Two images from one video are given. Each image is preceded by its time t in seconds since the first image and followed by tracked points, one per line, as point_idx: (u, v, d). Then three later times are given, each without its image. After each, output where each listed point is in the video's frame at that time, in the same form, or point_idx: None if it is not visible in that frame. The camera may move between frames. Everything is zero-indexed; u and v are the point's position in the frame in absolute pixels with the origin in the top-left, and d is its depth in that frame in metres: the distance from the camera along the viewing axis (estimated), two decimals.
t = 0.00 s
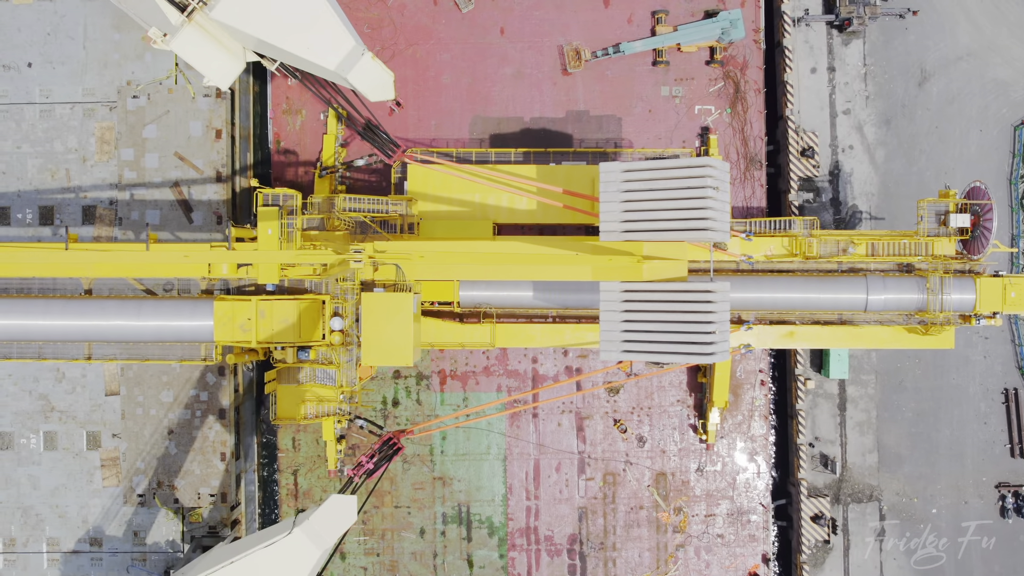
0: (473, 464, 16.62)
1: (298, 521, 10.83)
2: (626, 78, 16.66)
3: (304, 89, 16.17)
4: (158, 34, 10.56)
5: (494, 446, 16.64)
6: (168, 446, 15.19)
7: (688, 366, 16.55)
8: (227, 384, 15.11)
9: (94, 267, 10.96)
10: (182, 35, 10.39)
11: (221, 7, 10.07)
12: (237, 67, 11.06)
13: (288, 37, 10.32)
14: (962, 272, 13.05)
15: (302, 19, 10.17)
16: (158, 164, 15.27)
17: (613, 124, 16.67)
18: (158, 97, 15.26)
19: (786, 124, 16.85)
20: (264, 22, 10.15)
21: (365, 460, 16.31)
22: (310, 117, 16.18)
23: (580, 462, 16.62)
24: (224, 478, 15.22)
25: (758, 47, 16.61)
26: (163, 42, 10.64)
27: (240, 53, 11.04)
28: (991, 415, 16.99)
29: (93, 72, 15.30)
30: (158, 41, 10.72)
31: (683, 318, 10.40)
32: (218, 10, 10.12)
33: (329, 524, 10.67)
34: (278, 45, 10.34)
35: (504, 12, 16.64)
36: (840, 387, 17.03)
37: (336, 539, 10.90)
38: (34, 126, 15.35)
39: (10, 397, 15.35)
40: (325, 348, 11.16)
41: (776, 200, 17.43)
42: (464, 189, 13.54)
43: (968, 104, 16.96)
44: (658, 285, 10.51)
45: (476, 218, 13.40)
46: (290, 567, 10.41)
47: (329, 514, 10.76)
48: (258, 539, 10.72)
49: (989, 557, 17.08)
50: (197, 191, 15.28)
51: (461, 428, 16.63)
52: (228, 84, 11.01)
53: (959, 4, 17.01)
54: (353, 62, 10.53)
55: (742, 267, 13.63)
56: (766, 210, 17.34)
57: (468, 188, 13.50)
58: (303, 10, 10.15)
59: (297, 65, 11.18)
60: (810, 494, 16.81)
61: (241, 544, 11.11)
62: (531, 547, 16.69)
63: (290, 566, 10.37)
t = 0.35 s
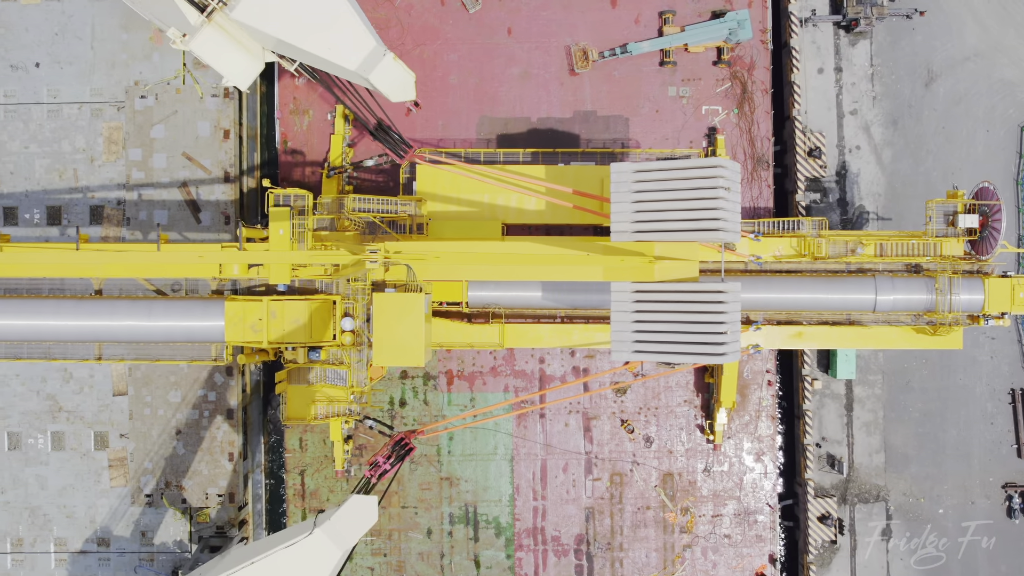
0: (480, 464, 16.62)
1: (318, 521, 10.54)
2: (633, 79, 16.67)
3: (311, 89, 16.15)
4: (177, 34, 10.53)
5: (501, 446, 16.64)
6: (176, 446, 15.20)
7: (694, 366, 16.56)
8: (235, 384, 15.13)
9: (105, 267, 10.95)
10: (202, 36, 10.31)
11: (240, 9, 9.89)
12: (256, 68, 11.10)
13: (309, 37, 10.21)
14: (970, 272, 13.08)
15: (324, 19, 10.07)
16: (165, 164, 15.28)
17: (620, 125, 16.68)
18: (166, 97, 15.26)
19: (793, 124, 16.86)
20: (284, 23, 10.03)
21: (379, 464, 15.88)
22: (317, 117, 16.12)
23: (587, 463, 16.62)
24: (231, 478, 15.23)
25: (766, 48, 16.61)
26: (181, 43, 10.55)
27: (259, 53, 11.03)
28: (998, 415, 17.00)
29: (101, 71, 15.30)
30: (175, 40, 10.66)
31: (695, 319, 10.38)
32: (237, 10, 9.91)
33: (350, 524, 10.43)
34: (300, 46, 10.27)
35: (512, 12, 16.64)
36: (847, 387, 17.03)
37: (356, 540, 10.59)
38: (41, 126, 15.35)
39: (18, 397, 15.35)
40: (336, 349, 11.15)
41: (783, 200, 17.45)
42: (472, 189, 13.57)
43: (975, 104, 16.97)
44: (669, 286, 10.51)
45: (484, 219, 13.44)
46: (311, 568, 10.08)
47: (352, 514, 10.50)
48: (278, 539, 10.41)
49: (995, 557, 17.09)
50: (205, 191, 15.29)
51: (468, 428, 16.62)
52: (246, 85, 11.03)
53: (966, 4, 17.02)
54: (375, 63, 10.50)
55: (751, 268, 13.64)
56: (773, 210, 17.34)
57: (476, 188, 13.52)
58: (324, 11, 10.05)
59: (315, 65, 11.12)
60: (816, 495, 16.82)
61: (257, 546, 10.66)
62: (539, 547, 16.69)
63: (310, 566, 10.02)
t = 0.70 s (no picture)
0: (487, 464, 16.62)
1: (338, 521, 10.40)
2: (640, 79, 16.68)
3: (318, 89, 16.10)
4: (197, 35, 10.53)
5: (508, 447, 16.65)
6: (185, 446, 15.20)
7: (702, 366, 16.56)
8: (243, 384, 15.16)
9: (116, 267, 10.95)
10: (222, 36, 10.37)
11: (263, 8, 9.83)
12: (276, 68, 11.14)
13: (330, 37, 10.19)
14: (979, 273, 13.06)
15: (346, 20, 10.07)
16: (174, 164, 15.28)
17: (627, 125, 16.69)
18: (175, 97, 15.27)
19: (801, 125, 16.86)
20: (307, 23, 10.02)
21: (398, 461, 16.24)
22: (324, 117, 16.07)
23: (594, 463, 16.63)
24: (239, 478, 15.26)
25: (773, 48, 16.63)
26: (201, 43, 10.58)
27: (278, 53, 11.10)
28: (1005, 415, 17.00)
29: (109, 71, 15.30)
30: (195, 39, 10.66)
31: (707, 318, 10.40)
32: (259, 11, 9.85)
33: (371, 524, 10.33)
34: (322, 46, 10.28)
35: (519, 12, 16.65)
36: (854, 387, 17.02)
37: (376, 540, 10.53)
38: (49, 126, 15.34)
39: (26, 397, 15.34)
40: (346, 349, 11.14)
41: (790, 201, 17.46)
42: (482, 190, 13.57)
43: (982, 105, 16.97)
44: (680, 286, 10.50)
45: (493, 219, 13.41)
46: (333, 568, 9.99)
47: (371, 515, 10.38)
48: (297, 540, 10.22)
49: (1001, 557, 17.10)
50: (213, 191, 15.30)
51: (475, 428, 16.61)
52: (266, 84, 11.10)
53: (972, 5, 17.03)
54: (398, 63, 10.59)
55: (759, 268, 13.68)
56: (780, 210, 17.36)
57: (486, 188, 13.52)
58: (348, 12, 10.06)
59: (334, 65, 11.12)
60: (823, 495, 16.83)
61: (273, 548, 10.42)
62: (546, 547, 16.69)
63: (331, 567, 9.93)
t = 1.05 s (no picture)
0: (495, 464, 16.61)
1: (359, 522, 10.30)
2: (648, 80, 16.68)
3: (326, 89, 16.11)
4: (217, 35, 10.47)
5: (516, 447, 16.65)
6: (193, 446, 15.20)
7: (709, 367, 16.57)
8: (252, 384, 15.16)
9: (128, 268, 10.95)
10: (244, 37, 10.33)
11: (284, 8, 9.95)
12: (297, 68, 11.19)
13: (352, 38, 10.20)
14: (988, 273, 13.07)
15: (368, 21, 10.07)
16: (182, 164, 15.28)
17: (634, 126, 16.68)
18: (183, 97, 15.26)
19: (808, 125, 16.87)
20: (328, 23, 10.10)
21: (415, 461, 14.73)
22: (332, 117, 16.08)
23: (602, 463, 16.63)
24: (248, 478, 15.26)
25: (781, 48, 16.62)
26: (222, 43, 10.54)
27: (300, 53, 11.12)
28: (1012, 416, 17.00)
29: (117, 71, 15.29)
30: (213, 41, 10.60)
31: (720, 320, 10.38)
32: (279, 10, 9.97)
33: (394, 524, 10.23)
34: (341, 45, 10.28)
35: (526, 13, 16.65)
36: (861, 387, 17.03)
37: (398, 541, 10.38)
38: (57, 126, 15.34)
39: (34, 397, 15.33)
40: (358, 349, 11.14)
41: (797, 201, 17.49)
42: (491, 189, 13.54)
43: (989, 105, 16.98)
44: (692, 287, 10.49)
45: (503, 219, 13.40)
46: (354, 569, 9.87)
47: (394, 514, 10.30)
48: (317, 540, 10.11)
49: (1008, 557, 17.11)
50: (222, 191, 15.30)
51: (483, 429, 16.59)
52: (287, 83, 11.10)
53: (980, 5, 17.03)
54: (419, 65, 10.47)
55: (767, 268, 13.71)
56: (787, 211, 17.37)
57: (495, 188, 13.49)
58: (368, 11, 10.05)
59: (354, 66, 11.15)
60: (831, 495, 16.83)
61: (295, 549, 10.25)
62: (553, 548, 16.69)
63: (354, 567, 9.80)
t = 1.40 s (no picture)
0: (502, 464, 16.61)
1: (380, 522, 10.25)
2: (656, 80, 16.69)
3: (334, 89, 16.11)
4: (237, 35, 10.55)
5: (523, 447, 16.65)
6: (201, 446, 15.20)
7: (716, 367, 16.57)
8: (260, 384, 15.15)
9: (140, 268, 10.95)
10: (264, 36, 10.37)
11: (307, 8, 9.92)
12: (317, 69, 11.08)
13: (375, 38, 10.11)
14: (997, 273, 13.07)
15: (390, 21, 9.97)
16: (190, 164, 15.28)
17: (642, 126, 16.68)
18: (191, 97, 15.26)
19: (816, 125, 16.87)
20: (351, 23, 10.00)
21: (416, 472, 14.71)
22: (339, 117, 16.06)
23: (609, 463, 16.63)
24: (256, 478, 15.25)
25: (788, 49, 16.63)
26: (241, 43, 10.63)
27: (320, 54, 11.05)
28: (1019, 416, 16.99)
29: (125, 71, 15.29)
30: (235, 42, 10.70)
31: (732, 320, 10.38)
32: (302, 10, 9.94)
33: (416, 524, 10.06)
34: (360, 44, 10.20)
35: (534, 13, 16.65)
36: (869, 388, 17.02)
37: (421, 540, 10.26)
38: (65, 126, 15.33)
39: (42, 397, 15.33)
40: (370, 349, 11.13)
41: (804, 201, 17.52)
42: (501, 189, 13.53)
43: (996, 105, 16.99)
44: (705, 287, 10.45)
45: (512, 219, 13.44)
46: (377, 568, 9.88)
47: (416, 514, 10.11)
48: (341, 539, 10.14)
49: (1015, 557, 17.12)
50: (230, 191, 15.30)
51: (490, 429, 16.59)
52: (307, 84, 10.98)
53: (987, 6, 17.04)
54: (443, 64, 10.39)
55: (777, 268, 13.75)
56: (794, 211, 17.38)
57: (504, 188, 13.48)
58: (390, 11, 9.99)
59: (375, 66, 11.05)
60: (838, 495, 16.84)
61: (318, 548, 10.31)
62: (561, 548, 16.69)
63: (377, 566, 9.81)
